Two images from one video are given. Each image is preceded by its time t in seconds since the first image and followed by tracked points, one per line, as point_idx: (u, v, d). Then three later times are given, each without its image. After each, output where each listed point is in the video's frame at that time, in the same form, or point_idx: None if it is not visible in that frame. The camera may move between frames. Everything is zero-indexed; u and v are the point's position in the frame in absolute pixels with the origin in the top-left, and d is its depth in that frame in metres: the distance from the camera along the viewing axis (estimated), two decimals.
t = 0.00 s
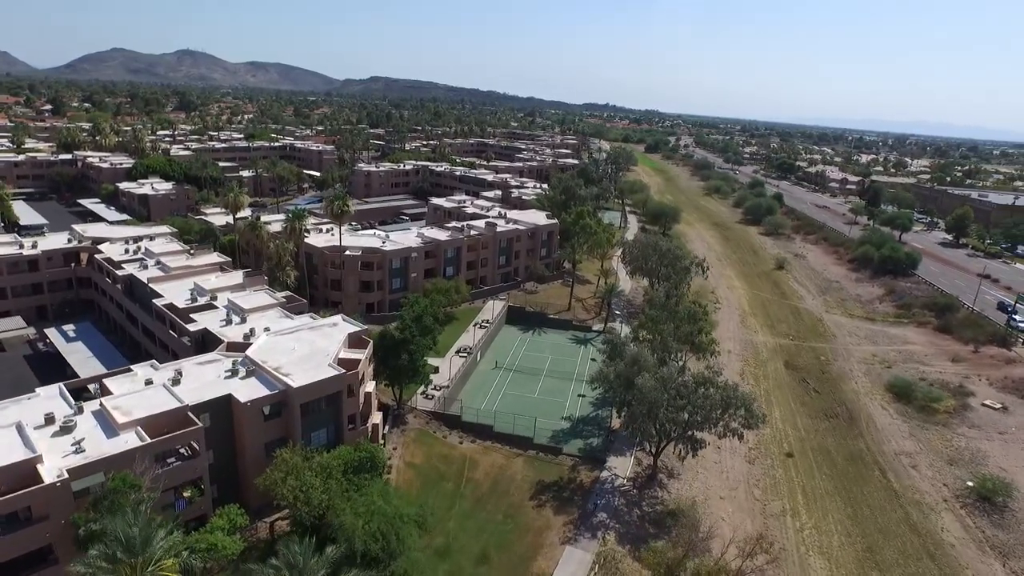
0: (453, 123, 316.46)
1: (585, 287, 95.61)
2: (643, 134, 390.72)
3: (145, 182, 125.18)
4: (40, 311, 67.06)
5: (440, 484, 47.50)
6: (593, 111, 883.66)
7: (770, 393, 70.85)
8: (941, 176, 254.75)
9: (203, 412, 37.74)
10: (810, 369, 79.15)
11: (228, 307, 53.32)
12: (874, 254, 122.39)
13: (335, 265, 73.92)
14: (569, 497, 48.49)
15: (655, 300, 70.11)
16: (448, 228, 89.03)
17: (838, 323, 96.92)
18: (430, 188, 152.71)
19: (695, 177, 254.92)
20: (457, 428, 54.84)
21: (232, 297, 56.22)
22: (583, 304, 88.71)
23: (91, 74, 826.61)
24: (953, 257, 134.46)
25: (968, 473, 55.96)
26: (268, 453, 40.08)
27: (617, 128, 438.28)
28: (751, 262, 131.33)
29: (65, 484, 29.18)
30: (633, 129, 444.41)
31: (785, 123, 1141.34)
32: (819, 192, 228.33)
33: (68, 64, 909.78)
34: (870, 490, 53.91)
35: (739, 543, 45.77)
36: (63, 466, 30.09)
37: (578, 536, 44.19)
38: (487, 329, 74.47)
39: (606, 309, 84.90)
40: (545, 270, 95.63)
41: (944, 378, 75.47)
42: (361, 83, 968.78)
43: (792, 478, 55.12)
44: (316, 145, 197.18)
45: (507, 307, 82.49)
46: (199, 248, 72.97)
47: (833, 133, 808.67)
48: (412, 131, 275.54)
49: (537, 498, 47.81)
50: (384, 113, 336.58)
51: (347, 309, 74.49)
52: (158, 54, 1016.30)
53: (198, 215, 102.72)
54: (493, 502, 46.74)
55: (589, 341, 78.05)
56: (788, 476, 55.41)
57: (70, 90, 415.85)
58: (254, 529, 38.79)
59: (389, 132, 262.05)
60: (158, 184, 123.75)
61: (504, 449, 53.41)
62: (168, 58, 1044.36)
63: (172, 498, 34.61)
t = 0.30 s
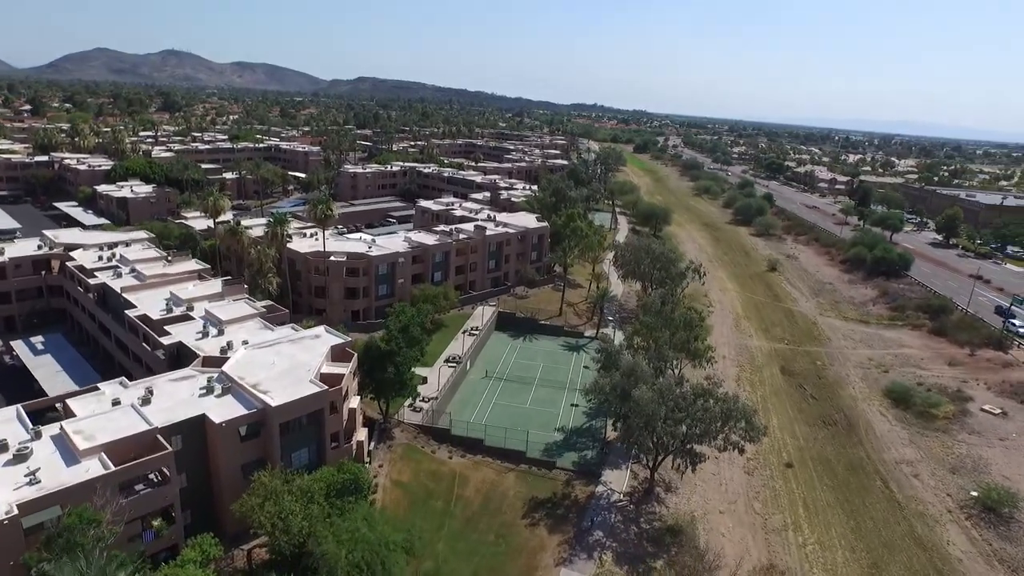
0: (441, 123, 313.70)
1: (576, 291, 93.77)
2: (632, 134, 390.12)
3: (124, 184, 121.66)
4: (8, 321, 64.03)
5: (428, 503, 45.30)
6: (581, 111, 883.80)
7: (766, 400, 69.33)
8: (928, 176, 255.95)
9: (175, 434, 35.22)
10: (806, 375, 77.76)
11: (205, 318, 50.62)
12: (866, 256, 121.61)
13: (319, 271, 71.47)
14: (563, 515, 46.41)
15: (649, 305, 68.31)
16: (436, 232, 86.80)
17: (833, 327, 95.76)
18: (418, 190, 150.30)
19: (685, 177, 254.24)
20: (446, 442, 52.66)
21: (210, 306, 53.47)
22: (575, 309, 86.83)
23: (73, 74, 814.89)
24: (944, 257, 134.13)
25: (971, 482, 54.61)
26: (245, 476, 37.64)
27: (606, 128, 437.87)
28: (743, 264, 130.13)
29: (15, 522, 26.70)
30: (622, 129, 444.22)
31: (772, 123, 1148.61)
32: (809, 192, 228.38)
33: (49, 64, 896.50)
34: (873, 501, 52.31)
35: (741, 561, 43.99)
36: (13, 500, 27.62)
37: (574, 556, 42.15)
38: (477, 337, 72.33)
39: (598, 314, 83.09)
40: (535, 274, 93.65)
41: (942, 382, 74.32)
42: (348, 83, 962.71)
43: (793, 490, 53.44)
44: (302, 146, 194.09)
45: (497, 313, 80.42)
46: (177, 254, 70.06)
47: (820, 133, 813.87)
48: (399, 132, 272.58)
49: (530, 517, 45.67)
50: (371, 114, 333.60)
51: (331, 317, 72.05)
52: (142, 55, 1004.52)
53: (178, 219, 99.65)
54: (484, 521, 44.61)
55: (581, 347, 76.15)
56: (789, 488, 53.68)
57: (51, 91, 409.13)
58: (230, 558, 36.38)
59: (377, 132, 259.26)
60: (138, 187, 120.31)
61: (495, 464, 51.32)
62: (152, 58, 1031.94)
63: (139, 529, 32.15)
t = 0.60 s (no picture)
0: (424, 124, 310.70)
1: (563, 295, 91.98)
2: (615, 134, 390.78)
3: (96, 188, 117.60)
4: None
5: (412, 525, 43.02)
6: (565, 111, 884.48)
7: (758, 406, 68.03)
8: (909, 175, 258.44)
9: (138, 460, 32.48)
10: (798, 379, 76.67)
11: (175, 331, 47.64)
12: (853, 257, 121.38)
13: (297, 278, 68.87)
14: (555, 533, 44.35)
15: (640, 311, 66.60)
16: (419, 236, 84.44)
17: (822, 329, 94.99)
18: (400, 193, 147.70)
19: (669, 177, 254.04)
20: (431, 458, 50.41)
21: (180, 317, 50.26)
22: (562, 314, 85.02)
23: (46, 74, 798.05)
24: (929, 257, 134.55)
25: (969, 490, 53.53)
26: (214, 502, 35.03)
27: (590, 128, 437.72)
28: (729, 265, 129.31)
29: None
30: (606, 129, 444.49)
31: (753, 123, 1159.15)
32: (792, 192, 229.25)
33: (22, 64, 877.40)
34: (870, 512, 50.93)
35: None
36: None
37: None
38: (462, 344, 70.15)
39: (586, 320, 81.33)
40: (521, 278, 91.68)
41: (934, 386, 73.55)
42: (330, 83, 954.45)
43: (789, 501, 51.90)
44: (282, 147, 190.32)
45: (483, 319, 78.31)
46: (148, 261, 66.76)
47: (800, 133, 822.21)
48: (381, 133, 269.34)
49: (519, 537, 43.56)
50: (353, 115, 329.50)
51: (311, 326, 69.45)
52: (119, 54, 987.37)
53: (151, 224, 96.15)
54: (472, 542, 42.46)
55: (569, 354, 74.33)
56: (785, 499, 52.19)
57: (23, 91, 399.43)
58: None
59: (359, 133, 255.93)
60: (110, 191, 116.35)
61: (482, 480, 49.19)
62: (129, 58, 1014.55)
63: (96, 567, 29.58)
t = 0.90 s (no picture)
0: (412, 125, 307.95)
1: (556, 300, 90.04)
2: (605, 134, 390.14)
3: (74, 190, 113.96)
4: None
5: (402, 547, 40.75)
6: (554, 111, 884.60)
7: (756, 414, 66.45)
8: (898, 175, 259.48)
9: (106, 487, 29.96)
10: (796, 386, 75.37)
11: (151, 343, 44.63)
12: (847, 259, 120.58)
13: (281, 285, 66.36)
14: (552, 553, 42.23)
15: (636, 317, 64.79)
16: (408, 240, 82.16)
17: (818, 333, 93.81)
18: (388, 195, 145.22)
19: (659, 177, 253.25)
20: (421, 474, 48.18)
21: (156, 329, 47.01)
22: (556, 319, 83.10)
23: (28, 74, 785.73)
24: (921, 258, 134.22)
25: (976, 501, 52.17)
26: (190, 530, 32.56)
27: (579, 129, 436.58)
28: (722, 267, 128.04)
29: None
30: (595, 129, 443.83)
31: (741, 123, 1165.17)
32: (782, 192, 229.17)
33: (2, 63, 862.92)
34: (876, 525, 49.42)
35: None
36: None
37: None
38: (452, 352, 67.96)
39: (580, 325, 79.45)
40: (513, 282, 89.59)
41: (934, 391, 72.43)
42: (317, 83, 947.52)
43: (792, 514, 50.24)
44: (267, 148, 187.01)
45: (474, 325, 76.17)
46: (125, 268, 63.62)
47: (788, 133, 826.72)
48: (369, 134, 266.29)
49: (515, 558, 41.41)
50: (341, 115, 326.16)
51: (295, 334, 66.91)
52: (102, 54, 974.51)
53: (130, 228, 92.95)
54: (466, 565, 40.28)
55: (563, 361, 72.40)
56: (788, 512, 50.52)
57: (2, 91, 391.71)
58: None
59: (347, 134, 252.93)
60: (89, 193, 112.78)
61: (476, 496, 47.01)
62: (113, 58, 1001.56)
63: None
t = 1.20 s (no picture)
0: (408, 125, 305.78)
1: (554, 304, 88.14)
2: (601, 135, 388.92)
3: (61, 192, 111.36)
4: None
5: (397, 569, 38.60)
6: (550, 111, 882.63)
7: (761, 424, 64.68)
8: (896, 176, 258.74)
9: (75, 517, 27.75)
10: (800, 393, 73.70)
11: (131, 355, 42.44)
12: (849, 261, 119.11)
13: (271, 291, 64.22)
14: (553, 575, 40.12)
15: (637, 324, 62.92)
16: (402, 244, 80.09)
17: (821, 338, 92.18)
18: (383, 196, 143.08)
19: (656, 178, 251.86)
20: (416, 490, 46.09)
21: (138, 340, 44.86)
22: (555, 325, 81.16)
23: (20, 74, 778.92)
24: (923, 259, 132.81)
25: (992, 516, 50.45)
26: (167, 560, 30.37)
27: (575, 129, 435.35)
28: (722, 269, 126.42)
29: None
30: (591, 129, 442.62)
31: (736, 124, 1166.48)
32: (780, 193, 228.08)
33: None
34: (888, 541, 47.64)
35: None
36: None
37: None
38: (449, 360, 65.92)
39: (579, 331, 77.57)
40: (510, 287, 87.57)
41: (942, 398, 70.78)
42: (312, 83, 944.06)
43: (802, 530, 48.39)
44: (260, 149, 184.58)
45: (471, 331, 74.17)
46: (109, 273, 61.31)
47: (783, 133, 828.32)
48: (364, 134, 263.88)
49: None
50: (336, 115, 323.96)
51: (286, 342, 64.73)
52: (96, 54, 969.03)
53: (118, 231, 90.54)
54: None
55: (562, 369, 70.53)
56: (798, 528, 48.64)
57: None
58: None
59: (342, 134, 250.71)
60: (76, 195, 110.18)
61: (473, 514, 44.94)
62: (107, 58, 996.20)
63: None
